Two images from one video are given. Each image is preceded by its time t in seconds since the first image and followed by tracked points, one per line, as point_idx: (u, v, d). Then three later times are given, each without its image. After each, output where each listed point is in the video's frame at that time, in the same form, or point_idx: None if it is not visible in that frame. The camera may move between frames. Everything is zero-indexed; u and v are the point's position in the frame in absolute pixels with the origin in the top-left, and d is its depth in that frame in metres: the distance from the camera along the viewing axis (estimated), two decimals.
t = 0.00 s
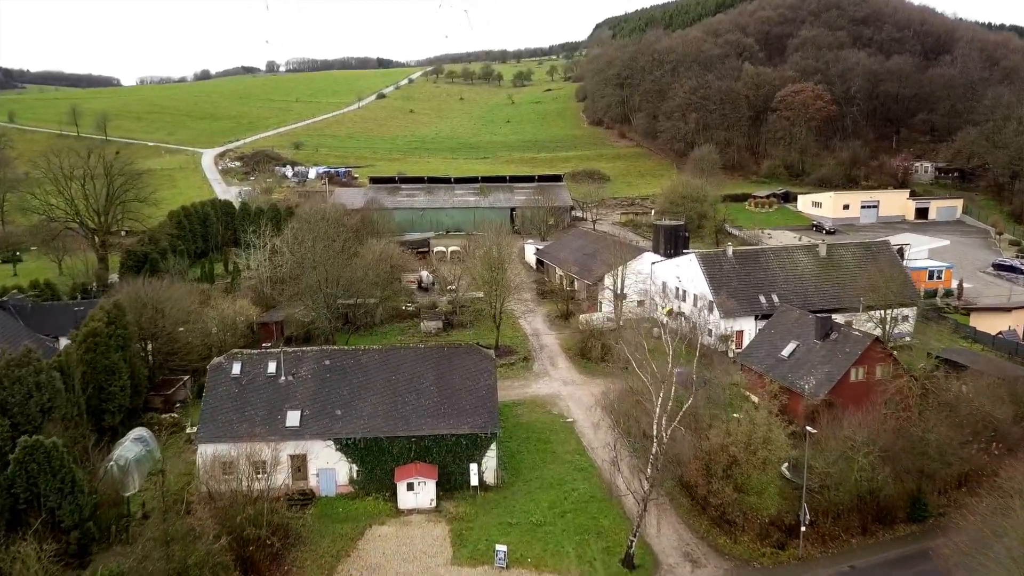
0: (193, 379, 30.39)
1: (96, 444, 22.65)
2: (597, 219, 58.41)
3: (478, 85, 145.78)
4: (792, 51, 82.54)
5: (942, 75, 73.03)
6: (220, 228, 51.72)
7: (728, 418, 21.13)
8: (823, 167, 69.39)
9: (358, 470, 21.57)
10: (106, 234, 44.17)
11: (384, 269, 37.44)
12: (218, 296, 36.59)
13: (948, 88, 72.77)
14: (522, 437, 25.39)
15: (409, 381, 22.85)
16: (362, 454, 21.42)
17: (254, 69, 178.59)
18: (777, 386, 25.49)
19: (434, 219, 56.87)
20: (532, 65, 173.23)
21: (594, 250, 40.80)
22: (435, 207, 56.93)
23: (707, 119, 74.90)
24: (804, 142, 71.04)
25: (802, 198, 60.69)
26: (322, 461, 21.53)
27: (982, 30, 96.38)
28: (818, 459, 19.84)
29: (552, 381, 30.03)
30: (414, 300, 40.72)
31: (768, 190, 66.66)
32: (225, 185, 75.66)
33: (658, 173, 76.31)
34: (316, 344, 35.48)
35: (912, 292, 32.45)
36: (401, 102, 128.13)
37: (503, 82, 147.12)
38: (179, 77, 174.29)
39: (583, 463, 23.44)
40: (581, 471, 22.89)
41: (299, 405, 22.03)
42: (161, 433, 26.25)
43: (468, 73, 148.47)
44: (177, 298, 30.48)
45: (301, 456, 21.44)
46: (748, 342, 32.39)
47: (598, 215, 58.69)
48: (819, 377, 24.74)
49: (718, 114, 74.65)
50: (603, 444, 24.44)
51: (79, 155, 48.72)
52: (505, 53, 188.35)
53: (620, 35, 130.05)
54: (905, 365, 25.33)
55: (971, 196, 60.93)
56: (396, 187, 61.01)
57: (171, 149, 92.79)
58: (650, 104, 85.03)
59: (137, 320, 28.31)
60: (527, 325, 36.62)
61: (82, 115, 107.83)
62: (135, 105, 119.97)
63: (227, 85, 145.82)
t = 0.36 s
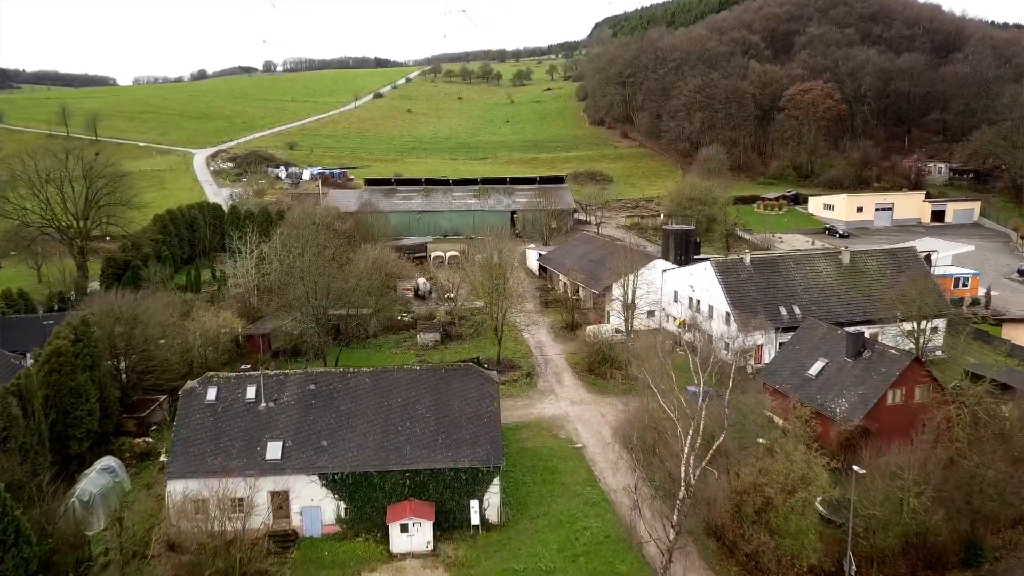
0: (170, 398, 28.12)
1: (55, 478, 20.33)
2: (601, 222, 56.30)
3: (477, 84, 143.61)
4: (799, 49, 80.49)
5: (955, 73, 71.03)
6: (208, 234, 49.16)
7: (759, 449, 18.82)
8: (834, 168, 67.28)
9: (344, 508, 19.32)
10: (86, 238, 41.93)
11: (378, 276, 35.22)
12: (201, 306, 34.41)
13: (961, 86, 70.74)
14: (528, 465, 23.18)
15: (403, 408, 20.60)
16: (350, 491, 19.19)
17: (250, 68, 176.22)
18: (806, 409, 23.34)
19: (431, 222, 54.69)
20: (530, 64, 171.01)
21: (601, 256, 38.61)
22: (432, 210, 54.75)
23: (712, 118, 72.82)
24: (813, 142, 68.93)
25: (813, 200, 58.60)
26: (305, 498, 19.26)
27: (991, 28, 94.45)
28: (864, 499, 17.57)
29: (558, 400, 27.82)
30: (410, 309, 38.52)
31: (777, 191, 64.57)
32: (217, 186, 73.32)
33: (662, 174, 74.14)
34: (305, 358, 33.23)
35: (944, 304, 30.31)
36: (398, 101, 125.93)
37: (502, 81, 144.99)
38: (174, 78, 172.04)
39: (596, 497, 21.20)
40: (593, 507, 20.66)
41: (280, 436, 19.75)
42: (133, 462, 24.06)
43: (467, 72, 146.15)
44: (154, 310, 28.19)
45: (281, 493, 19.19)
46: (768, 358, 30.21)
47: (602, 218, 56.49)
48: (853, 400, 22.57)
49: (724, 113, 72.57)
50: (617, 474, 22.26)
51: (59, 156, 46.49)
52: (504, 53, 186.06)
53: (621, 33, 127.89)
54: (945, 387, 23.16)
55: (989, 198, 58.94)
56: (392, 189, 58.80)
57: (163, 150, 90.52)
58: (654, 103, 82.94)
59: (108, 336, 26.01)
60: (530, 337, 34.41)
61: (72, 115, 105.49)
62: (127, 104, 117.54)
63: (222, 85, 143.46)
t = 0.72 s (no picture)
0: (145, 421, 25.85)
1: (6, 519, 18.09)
2: (607, 225, 54.15)
3: (476, 83, 141.42)
4: (808, 46, 78.33)
5: (970, 71, 68.95)
6: (197, 239, 46.95)
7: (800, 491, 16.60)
8: (846, 168, 65.15)
9: (329, 556, 17.07)
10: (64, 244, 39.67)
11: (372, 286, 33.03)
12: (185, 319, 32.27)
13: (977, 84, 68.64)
14: (536, 499, 21.01)
15: (395, 441, 18.36)
16: (335, 537, 16.95)
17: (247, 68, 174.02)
18: (842, 438, 21.16)
19: (430, 226, 52.54)
20: (531, 63, 168.80)
21: (609, 263, 36.39)
22: (431, 213, 52.57)
23: (720, 118, 70.68)
24: (824, 142, 66.77)
25: (826, 202, 56.43)
26: (285, 545, 17.00)
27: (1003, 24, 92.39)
28: (923, 550, 15.36)
29: (567, 423, 25.66)
30: (406, 320, 36.29)
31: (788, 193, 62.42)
32: (209, 188, 71.13)
33: (667, 175, 71.95)
34: (293, 374, 31.01)
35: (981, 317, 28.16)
36: (397, 100, 123.71)
37: (502, 80, 142.78)
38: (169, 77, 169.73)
39: (613, 538, 19.00)
40: (610, 552, 18.46)
41: (258, 474, 17.50)
42: (100, 496, 21.85)
43: (466, 70, 143.84)
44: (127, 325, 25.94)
45: (258, 540, 16.93)
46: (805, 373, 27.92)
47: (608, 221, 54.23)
48: (895, 429, 20.38)
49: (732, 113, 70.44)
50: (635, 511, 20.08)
51: (39, 156, 44.24)
52: (504, 52, 183.78)
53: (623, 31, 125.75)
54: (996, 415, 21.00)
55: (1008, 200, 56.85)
56: (389, 190, 56.55)
57: (155, 151, 88.32)
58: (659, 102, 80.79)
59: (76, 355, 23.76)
60: (535, 351, 32.20)
61: (63, 114, 103.26)
62: (119, 104, 115.29)
63: (218, 84, 141.22)
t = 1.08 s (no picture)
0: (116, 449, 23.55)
1: None
2: (614, 229, 51.98)
3: (476, 82, 139.24)
4: (819, 44, 76.11)
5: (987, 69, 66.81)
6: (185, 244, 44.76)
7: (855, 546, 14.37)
8: (860, 170, 62.98)
9: None
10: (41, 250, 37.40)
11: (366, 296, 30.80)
12: (164, 333, 30.02)
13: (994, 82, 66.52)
14: (547, 541, 18.80)
15: (388, 484, 16.05)
16: None
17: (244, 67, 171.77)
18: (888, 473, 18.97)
19: (429, 230, 50.36)
20: (532, 62, 166.67)
21: (620, 272, 34.20)
22: (430, 217, 50.39)
23: (729, 117, 68.50)
24: (837, 142, 64.56)
25: (841, 205, 54.23)
26: None
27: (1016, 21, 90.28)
28: None
29: (579, 450, 23.50)
30: (403, 333, 34.09)
31: (800, 195, 60.25)
32: (202, 189, 68.92)
33: (674, 176, 69.73)
34: (281, 393, 28.73)
35: None
36: (396, 99, 121.51)
37: (503, 78, 140.57)
38: (165, 77, 167.45)
39: None
40: None
41: (229, 524, 15.16)
42: (59, 538, 19.57)
43: (466, 69, 141.58)
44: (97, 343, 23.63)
45: None
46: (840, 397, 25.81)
47: (615, 224, 52.02)
48: (949, 465, 18.16)
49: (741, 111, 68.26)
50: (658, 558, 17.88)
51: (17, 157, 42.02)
52: (504, 51, 181.60)
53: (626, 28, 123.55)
54: None
55: None
56: (387, 193, 54.33)
57: (148, 151, 86.11)
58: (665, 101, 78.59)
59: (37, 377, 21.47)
60: (541, 367, 30.01)
61: (55, 114, 101.04)
62: (113, 103, 113.08)
63: (214, 83, 138.97)
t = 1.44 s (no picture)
0: (80, 485, 21.15)
1: None
2: (621, 234, 49.81)
3: (477, 81, 137.13)
4: (830, 41, 73.96)
5: (1006, 66, 64.68)
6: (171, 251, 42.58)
7: None
8: (875, 171, 60.84)
9: None
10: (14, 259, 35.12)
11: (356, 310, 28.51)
12: (141, 351, 27.73)
13: (1013, 80, 64.38)
14: None
15: (379, 543, 13.75)
16: None
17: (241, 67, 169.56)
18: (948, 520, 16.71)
19: (429, 235, 48.20)
20: (533, 61, 164.45)
21: (632, 282, 31.99)
22: (429, 221, 48.19)
23: (738, 117, 66.31)
24: (851, 143, 62.39)
25: (858, 209, 52.04)
26: None
27: None
28: None
29: (593, 484, 21.28)
30: (399, 348, 31.90)
31: (814, 198, 58.05)
32: (193, 192, 66.70)
33: (682, 178, 67.54)
34: (265, 417, 26.45)
35: None
36: (395, 99, 119.38)
37: (503, 78, 138.44)
38: (161, 77, 165.16)
39: None
40: None
41: None
42: None
43: (466, 68, 139.31)
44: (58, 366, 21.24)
45: None
46: (882, 423, 23.84)
47: (622, 229, 49.82)
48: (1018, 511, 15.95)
49: (751, 111, 66.04)
50: None
51: None
52: (504, 50, 179.50)
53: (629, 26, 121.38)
54: None
55: None
56: (384, 196, 52.10)
57: (140, 153, 83.85)
58: (671, 100, 76.41)
59: None
60: (548, 386, 27.73)
61: (46, 114, 98.81)
62: (106, 103, 110.86)
63: (210, 83, 136.71)
